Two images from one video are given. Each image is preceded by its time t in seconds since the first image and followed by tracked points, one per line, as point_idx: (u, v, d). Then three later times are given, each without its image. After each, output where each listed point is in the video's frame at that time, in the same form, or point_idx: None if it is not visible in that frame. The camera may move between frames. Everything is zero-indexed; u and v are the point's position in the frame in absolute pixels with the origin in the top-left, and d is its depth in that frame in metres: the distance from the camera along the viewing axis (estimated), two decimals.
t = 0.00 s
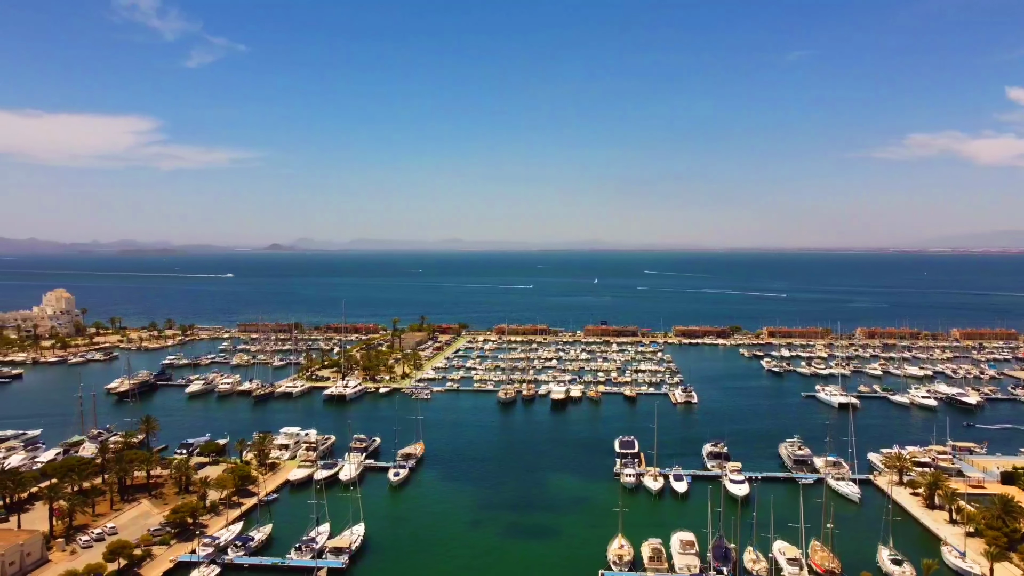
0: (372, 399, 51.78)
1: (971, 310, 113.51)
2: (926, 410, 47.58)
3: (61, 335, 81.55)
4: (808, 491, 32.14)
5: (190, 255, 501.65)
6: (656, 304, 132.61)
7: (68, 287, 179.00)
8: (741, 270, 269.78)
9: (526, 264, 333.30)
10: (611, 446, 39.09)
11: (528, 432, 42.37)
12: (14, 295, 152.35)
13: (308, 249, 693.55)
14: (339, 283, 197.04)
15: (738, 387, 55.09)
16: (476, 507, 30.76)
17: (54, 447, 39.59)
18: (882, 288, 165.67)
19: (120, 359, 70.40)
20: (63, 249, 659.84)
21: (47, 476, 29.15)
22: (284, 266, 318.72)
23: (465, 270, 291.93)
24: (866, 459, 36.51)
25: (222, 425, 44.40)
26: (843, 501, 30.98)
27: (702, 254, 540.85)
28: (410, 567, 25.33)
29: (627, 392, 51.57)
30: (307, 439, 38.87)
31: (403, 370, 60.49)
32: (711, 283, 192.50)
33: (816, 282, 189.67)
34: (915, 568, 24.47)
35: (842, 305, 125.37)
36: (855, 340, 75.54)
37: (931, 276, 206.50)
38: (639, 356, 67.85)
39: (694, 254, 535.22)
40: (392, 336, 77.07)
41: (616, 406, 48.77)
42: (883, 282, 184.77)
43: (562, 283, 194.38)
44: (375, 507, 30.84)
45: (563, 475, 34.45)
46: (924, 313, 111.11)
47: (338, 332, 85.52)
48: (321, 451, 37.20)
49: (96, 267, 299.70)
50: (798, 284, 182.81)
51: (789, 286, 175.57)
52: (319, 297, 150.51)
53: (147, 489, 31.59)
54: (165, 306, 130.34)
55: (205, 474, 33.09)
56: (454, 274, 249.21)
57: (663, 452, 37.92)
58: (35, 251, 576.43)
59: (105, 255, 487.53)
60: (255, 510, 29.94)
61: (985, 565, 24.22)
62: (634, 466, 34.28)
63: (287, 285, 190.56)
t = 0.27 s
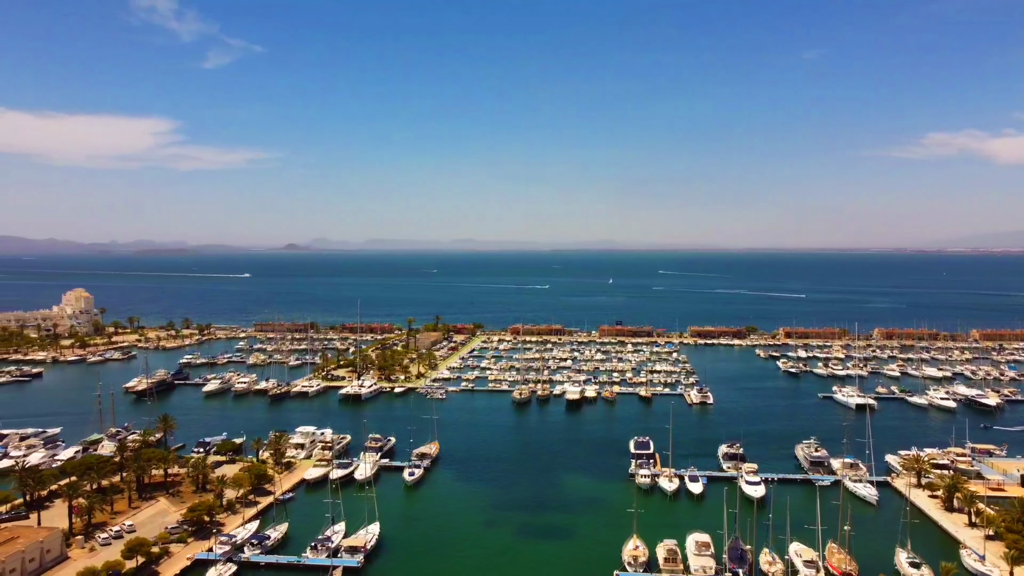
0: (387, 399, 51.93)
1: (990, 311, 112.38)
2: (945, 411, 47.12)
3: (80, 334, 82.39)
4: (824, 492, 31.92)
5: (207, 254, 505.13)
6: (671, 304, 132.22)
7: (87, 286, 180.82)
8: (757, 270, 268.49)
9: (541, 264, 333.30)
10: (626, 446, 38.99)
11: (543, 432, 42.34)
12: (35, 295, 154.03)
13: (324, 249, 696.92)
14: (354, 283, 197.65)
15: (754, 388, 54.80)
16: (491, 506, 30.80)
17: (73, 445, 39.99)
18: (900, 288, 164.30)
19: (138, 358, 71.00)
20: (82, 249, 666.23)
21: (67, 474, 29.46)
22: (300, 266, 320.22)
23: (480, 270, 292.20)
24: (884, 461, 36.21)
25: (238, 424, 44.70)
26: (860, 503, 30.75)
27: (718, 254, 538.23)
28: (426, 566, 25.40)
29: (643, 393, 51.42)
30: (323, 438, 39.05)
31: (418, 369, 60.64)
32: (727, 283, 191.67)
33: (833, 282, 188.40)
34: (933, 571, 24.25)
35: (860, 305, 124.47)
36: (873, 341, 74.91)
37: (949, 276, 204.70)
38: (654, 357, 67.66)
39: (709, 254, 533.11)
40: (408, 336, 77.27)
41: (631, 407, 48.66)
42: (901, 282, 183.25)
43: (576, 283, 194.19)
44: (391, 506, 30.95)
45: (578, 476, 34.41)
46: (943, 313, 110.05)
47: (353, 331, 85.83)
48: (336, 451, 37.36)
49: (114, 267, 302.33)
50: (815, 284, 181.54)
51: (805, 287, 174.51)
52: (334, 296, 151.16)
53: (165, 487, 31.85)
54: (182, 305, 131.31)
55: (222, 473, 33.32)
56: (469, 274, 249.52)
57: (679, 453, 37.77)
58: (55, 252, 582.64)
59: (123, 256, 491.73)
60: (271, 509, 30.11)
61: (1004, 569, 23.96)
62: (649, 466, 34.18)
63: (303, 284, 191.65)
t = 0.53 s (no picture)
0: (403, 399, 52.02)
1: (1011, 312, 111.15)
2: (965, 413, 46.61)
3: (99, 333, 83.26)
4: (842, 495, 31.68)
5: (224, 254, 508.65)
6: (687, 304, 131.78)
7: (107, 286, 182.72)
8: (774, 270, 267.07)
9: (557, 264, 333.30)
10: (642, 447, 38.86)
11: (558, 433, 42.29)
12: (55, 294, 155.80)
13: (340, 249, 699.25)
14: (371, 282, 198.32)
15: (770, 389, 54.47)
16: (508, 506, 30.84)
17: (93, 443, 40.36)
18: (918, 289, 162.89)
19: (156, 357, 71.59)
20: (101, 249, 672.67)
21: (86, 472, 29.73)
22: (316, 266, 321.63)
23: (496, 270, 292.29)
24: (902, 463, 35.87)
25: (255, 423, 44.96)
26: (879, 506, 30.48)
27: (735, 254, 535.52)
28: (441, 566, 25.43)
29: (658, 394, 51.24)
30: (339, 438, 39.19)
31: (434, 369, 60.77)
32: (743, 283, 190.85)
33: (851, 283, 187.01)
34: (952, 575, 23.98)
35: (878, 305, 123.50)
36: (891, 342, 74.22)
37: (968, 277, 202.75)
38: (670, 357, 67.39)
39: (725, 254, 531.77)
40: (423, 336, 77.43)
41: (647, 407, 48.51)
42: (920, 283, 181.61)
43: (592, 283, 193.97)
44: (406, 506, 31.04)
45: (593, 477, 34.34)
46: (964, 314, 108.90)
47: (369, 331, 86.12)
48: (352, 450, 37.50)
49: (133, 267, 304.94)
50: (832, 285, 180.15)
51: (823, 287, 173.31)
52: (351, 296, 151.75)
53: (183, 485, 32.08)
54: (200, 305, 132.22)
55: (239, 472, 33.53)
56: (485, 274, 249.72)
57: (695, 454, 37.60)
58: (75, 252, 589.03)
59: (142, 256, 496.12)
60: (288, 508, 30.26)
61: None
62: (665, 467, 34.05)
63: (319, 284, 192.75)
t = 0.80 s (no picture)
0: (418, 398, 52.14)
1: None
2: (984, 415, 46.15)
3: (118, 332, 84.03)
4: (860, 497, 31.43)
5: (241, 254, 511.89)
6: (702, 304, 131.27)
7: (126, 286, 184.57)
8: (790, 270, 265.48)
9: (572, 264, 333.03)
10: (657, 448, 38.75)
11: (573, 433, 42.26)
12: (75, 294, 157.24)
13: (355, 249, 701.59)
14: (386, 282, 198.74)
15: (786, 390, 54.16)
16: (523, 506, 30.85)
17: (112, 441, 40.76)
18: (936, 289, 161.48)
19: (174, 356, 72.14)
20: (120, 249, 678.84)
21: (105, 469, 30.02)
22: (332, 266, 322.90)
23: (511, 270, 292.28)
24: (921, 465, 35.56)
25: (271, 422, 45.22)
26: (897, 508, 30.23)
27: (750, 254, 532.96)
28: (456, 566, 25.48)
29: (674, 394, 51.08)
30: (354, 437, 39.34)
31: (449, 369, 60.85)
32: (759, 283, 189.93)
33: (869, 283, 185.57)
34: None
35: (895, 306, 122.46)
36: (909, 343, 73.59)
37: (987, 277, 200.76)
38: (686, 358, 67.12)
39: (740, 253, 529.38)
40: (439, 336, 77.57)
41: (662, 408, 48.33)
42: (938, 283, 179.96)
43: (607, 283, 193.68)
44: (422, 505, 31.12)
45: (608, 477, 34.28)
46: (984, 315, 107.79)
47: (384, 331, 86.37)
48: (367, 450, 37.63)
49: (151, 266, 307.35)
50: (850, 285, 178.83)
51: (840, 287, 172.15)
52: (366, 296, 152.28)
53: (200, 484, 32.33)
54: (217, 305, 133.09)
55: (255, 471, 33.73)
56: (500, 274, 249.81)
57: (710, 454, 37.45)
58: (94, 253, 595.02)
59: (160, 257, 500.21)
60: (304, 506, 30.41)
61: None
62: (680, 468, 33.94)
63: (335, 284, 193.72)
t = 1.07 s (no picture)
0: (433, 398, 52.22)
1: None
2: (1005, 417, 45.63)
3: (137, 331, 84.83)
4: (878, 499, 31.16)
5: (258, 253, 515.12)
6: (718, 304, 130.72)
7: (145, 285, 186.05)
8: (807, 270, 263.84)
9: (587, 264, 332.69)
10: (673, 449, 38.59)
11: (589, 433, 42.19)
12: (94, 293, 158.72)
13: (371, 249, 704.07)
14: (401, 283, 199.24)
15: (803, 391, 53.81)
16: (538, 506, 30.85)
17: (130, 440, 41.11)
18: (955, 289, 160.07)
19: (192, 355, 72.68)
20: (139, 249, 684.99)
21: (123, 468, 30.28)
22: (348, 266, 324.16)
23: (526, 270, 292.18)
24: (940, 467, 35.21)
25: (288, 421, 45.43)
26: (915, 510, 29.95)
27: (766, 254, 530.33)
28: (471, 565, 25.52)
29: (690, 395, 50.87)
30: (370, 437, 39.49)
31: (464, 369, 60.93)
32: (776, 284, 188.93)
33: (887, 283, 184.08)
34: None
35: (914, 306, 121.45)
36: (929, 343, 72.91)
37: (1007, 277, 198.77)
38: (702, 358, 66.83)
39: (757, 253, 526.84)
40: (454, 336, 77.67)
41: (678, 409, 48.18)
42: (958, 283, 178.22)
43: (622, 283, 193.35)
44: (437, 505, 31.19)
45: (624, 478, 34.20)
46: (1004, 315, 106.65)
47: (400, 331, 86.58)
48: (383, 449, 37.77)
49: (169, 266, 309.71)
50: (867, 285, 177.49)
51: (858, 288, 170.90)
52: (382, 296, 152.74)
53: (217, 482, 32.54)
54: (234, 304, 133.92)
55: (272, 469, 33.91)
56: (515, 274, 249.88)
57: (727, 455, 37.26)
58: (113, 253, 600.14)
59: (177, 257, 503.68)
60: (319, 505, 30.53)
61: None
62: (696, 469, 33.79)
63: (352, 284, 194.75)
